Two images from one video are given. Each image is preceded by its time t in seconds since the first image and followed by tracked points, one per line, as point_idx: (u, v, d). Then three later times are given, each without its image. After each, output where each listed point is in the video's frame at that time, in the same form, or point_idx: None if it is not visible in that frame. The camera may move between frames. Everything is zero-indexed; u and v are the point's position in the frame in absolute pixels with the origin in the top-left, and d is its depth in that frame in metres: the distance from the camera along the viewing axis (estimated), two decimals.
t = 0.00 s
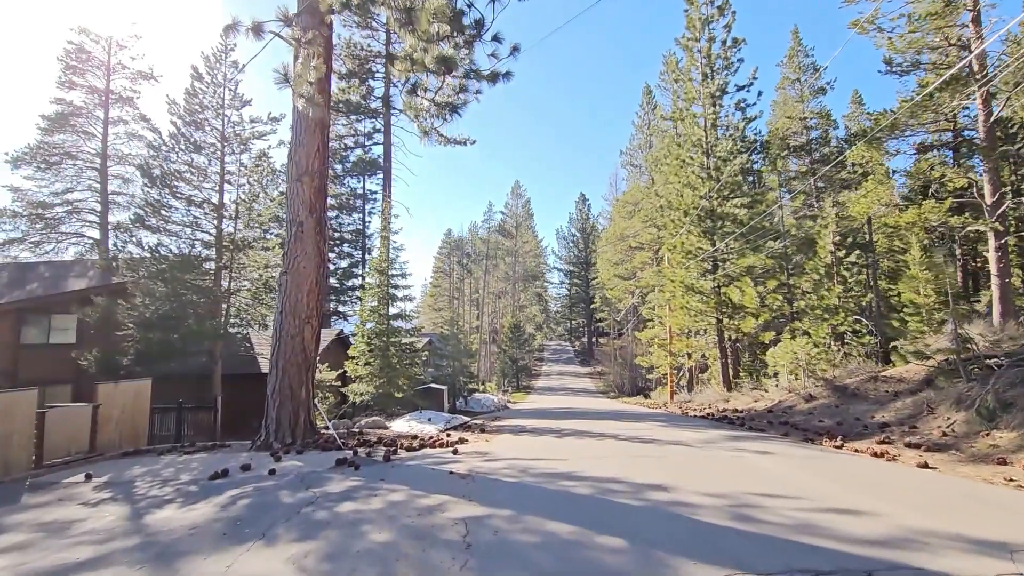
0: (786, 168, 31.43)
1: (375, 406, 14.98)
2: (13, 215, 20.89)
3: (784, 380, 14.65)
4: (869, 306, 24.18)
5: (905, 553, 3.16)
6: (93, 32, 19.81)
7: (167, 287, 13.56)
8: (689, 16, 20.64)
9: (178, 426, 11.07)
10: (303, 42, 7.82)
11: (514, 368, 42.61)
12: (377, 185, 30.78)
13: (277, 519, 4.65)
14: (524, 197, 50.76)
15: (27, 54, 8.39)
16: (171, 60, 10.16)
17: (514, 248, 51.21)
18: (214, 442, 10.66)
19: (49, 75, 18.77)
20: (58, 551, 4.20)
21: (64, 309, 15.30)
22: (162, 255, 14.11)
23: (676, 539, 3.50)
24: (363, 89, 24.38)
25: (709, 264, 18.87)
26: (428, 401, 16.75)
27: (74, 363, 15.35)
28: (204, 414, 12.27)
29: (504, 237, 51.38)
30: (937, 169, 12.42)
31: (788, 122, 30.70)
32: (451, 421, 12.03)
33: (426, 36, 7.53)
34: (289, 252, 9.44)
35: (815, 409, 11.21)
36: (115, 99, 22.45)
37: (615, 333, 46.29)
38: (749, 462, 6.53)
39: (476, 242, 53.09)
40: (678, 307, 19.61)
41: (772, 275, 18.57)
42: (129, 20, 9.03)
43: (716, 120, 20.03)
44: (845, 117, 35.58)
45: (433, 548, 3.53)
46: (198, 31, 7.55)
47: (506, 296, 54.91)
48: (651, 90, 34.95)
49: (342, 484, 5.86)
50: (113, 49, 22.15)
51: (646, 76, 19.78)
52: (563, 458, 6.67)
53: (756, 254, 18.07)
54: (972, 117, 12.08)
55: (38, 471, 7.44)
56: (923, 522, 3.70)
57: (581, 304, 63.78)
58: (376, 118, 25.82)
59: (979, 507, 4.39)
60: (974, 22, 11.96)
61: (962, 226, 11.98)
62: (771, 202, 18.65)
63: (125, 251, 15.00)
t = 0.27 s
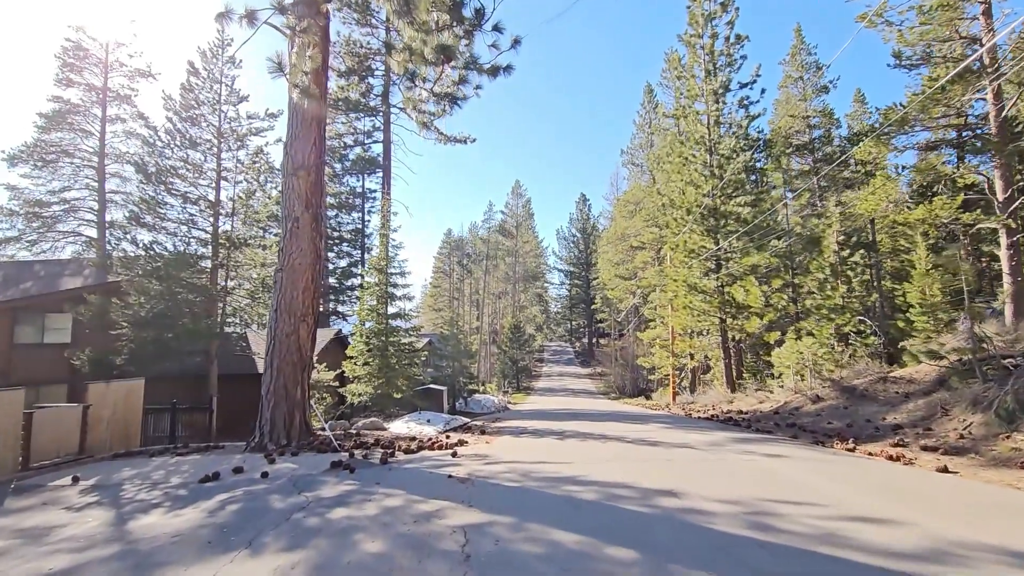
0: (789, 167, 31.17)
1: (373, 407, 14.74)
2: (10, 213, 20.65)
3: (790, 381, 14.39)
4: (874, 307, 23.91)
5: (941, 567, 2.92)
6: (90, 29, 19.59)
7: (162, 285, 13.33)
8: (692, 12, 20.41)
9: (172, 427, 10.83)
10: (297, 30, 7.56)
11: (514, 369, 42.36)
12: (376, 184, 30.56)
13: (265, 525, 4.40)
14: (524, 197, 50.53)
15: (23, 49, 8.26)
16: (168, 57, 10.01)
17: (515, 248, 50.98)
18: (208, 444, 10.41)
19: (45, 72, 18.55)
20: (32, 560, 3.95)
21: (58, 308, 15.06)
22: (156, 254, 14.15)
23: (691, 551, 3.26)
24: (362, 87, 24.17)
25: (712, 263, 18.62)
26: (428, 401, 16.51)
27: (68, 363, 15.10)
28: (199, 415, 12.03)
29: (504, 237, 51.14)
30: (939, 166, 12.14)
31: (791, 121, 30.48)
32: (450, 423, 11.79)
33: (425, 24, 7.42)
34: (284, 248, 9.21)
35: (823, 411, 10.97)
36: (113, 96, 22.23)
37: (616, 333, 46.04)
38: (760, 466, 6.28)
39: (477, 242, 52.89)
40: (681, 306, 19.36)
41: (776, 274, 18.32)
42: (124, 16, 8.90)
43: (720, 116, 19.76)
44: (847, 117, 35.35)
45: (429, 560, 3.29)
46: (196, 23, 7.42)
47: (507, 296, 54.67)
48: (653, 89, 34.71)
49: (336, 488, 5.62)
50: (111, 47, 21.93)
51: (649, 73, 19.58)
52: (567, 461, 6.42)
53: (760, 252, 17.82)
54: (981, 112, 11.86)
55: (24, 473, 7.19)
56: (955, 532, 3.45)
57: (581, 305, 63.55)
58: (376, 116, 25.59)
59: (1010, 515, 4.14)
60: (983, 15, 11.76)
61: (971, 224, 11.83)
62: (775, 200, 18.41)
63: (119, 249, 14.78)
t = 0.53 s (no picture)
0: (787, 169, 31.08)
1: (368, 410, 14.46)
2: None
3: (792, 384, 14.19)
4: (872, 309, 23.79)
5: None
6: (81, 25, 19.25)
7: (151, 286, 13.04)
8: (690, 11, 20.23)
9: (159, 431, 10.51)
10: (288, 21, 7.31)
11: (511, 371, 42.09)
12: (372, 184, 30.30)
13: (249, 540, 4.13)
14: (521, 198, 50.29)
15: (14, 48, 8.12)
16: (162, 54, 9.78)
17: (512, 249, 50.74)
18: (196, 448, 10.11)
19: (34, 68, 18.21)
20: None
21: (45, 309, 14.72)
22: (144, 254, 13.96)
23: (706, 572, 3.02)
24: (357, 86, 23.90)
25: (711, 264, 18.45)
26: (424, 404, 16.24)
27: (55, 365, 14.75)
28: (188, 418, 11.73)
29: (501, 238, 50.89)
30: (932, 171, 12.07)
31: (789, 122, 30.39)
32: (446, 426, 11.54)
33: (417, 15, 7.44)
34: (276, 247, 8.94)
35: (826, 414, 10.76)
36: (105, 94, 21.88)
37: (613, 335, 45.85)
38: (768, 473, 6.05)
39: (473, 244, 52.66)
40: (680, 308, 19.16)
41: (776, 275, 18.15)
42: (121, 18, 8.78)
43: (719, 116, 19.56)
44: (844, 118, 35.34)
45: None
46: (186, 20, 7.17)
47: (503, 298, 54.42)
48: (650, 90, 34.55)
49: (326, 498, 5.36)
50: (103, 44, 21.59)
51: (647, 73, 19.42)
52: (567, 469, 6.18)
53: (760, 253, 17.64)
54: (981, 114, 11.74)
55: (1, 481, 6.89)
56: (987, 550, 3.23)
57: (578, 306, 63.36)
58: (372, 116, 25.33)
59: None
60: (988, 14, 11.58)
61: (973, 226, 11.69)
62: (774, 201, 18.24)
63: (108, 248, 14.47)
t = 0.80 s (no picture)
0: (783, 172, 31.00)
1: (360, 414, 14.13)
2: None
3: (792, 387, 13.98)
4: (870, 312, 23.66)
5: None
6: (70, 23, 18.91)
7: (136, 286, 12.70)
8: (688, 12, 20.10)
9: (144, 436, 10.17)
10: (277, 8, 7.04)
11: (506, 375, 41.75)
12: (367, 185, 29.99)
13: (229, 553, 3.84)
14: (516, 201, 50.06)
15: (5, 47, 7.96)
16: (154, 52, 9.55)
17: (507, 253, 50.48)
18: (182, 454, 9.77)
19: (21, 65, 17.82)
20: None
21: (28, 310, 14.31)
22: (130, 253, 13.43)
23: None
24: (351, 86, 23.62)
25: (709, 266, 18.25)
26: (418, 408, 15.92)
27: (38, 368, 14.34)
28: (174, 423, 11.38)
29: (496, 242, 50.64)
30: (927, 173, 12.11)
31: (785, 125, 30.35)
32: (440, 430, 11.25)
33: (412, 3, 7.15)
34: (264, 245, 8.65)
35: (829, 418, 10.55)
36: (94, 93, 21.49)
37: (609, 339, 45.63)
38: (776, 479, 5.80)
39: (468, 247, 52.36)
40: (678, 310, 18.94)
41: (774, 277, 17.98)
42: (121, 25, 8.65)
43: (717, 118, 19.38)
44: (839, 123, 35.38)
45: None
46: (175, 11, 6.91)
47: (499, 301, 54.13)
48: (647, 93, 34.45)
49: (314, 506, 5.07)
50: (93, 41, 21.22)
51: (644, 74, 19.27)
52: (567, 475, 5.92)
53: (759, 255, 17.49)
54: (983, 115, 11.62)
55: None
56: None
57: (573, 310, 63.14)
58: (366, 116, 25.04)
59: None
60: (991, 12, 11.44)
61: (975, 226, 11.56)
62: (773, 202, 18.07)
63: (93, 247, 14.09)
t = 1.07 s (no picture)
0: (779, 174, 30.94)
1: (352, 418, 13.83)
2: None
3: (791, 391, 13.80)
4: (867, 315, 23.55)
5: None
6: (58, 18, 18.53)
7: (122, 286, 12.41)
8: (685, 13, 19.97)
9: (126, 440, 9.83)
10: None
11: (500, 377, 41.49)
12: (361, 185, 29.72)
13: (205, 572, 3.57)
14: (511, 202, 49.84)
15: None
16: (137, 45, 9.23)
17: (502, 254, 50.25)
18: (166, 459, 9.44)
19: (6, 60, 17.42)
20: None
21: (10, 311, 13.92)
22: (116, 251, 13.33)
23: None
24: (345, 84, 23.33)
25: (706, 268, 18.13)
26: (411, 411, 15.62)
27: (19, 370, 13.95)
28: (160, 427, 11.06)
29: (491, 243, 50.37)
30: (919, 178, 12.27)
31: (780, 128, 30.35)
32: (434, 435, 10.98)
33: None
34: (252, 244, 8.36)
35: (830, 422, 10.36)
36: (82, 90, 21.10)
37: (603, 341, 45.46)
38: (783, 488, 5.59)
39: (463, 248, 52.10)
40: (674, 312, 18.75)
41: (772, 279, 17.83)
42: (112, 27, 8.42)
43: (714, 118, 19.20)
44: (834, 125, 35.52)
45: None
46: None
47: (493, 303, 53.87)
48: (642, 94, 34.36)
49: (300, 519, 4.80)
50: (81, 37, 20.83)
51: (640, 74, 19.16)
52: (566, 484, 5.68)
53: (757, 257, 17.35)
54: (982, 117, 11.56)
55: None
56: None
57: (568, 312, 62.99)
58: (360, 115, 24.75)
59: None
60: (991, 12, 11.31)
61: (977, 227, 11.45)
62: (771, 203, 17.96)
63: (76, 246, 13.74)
